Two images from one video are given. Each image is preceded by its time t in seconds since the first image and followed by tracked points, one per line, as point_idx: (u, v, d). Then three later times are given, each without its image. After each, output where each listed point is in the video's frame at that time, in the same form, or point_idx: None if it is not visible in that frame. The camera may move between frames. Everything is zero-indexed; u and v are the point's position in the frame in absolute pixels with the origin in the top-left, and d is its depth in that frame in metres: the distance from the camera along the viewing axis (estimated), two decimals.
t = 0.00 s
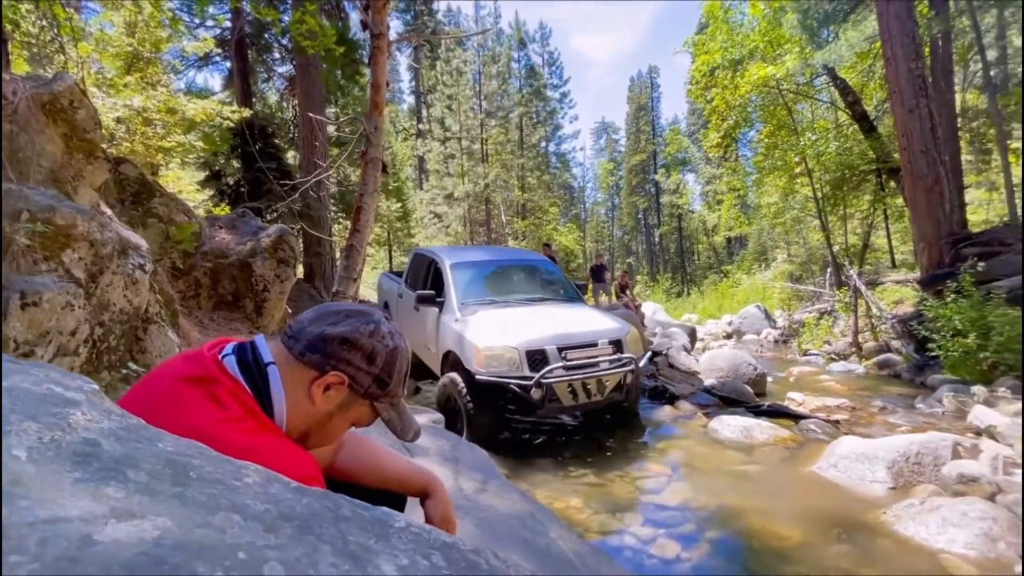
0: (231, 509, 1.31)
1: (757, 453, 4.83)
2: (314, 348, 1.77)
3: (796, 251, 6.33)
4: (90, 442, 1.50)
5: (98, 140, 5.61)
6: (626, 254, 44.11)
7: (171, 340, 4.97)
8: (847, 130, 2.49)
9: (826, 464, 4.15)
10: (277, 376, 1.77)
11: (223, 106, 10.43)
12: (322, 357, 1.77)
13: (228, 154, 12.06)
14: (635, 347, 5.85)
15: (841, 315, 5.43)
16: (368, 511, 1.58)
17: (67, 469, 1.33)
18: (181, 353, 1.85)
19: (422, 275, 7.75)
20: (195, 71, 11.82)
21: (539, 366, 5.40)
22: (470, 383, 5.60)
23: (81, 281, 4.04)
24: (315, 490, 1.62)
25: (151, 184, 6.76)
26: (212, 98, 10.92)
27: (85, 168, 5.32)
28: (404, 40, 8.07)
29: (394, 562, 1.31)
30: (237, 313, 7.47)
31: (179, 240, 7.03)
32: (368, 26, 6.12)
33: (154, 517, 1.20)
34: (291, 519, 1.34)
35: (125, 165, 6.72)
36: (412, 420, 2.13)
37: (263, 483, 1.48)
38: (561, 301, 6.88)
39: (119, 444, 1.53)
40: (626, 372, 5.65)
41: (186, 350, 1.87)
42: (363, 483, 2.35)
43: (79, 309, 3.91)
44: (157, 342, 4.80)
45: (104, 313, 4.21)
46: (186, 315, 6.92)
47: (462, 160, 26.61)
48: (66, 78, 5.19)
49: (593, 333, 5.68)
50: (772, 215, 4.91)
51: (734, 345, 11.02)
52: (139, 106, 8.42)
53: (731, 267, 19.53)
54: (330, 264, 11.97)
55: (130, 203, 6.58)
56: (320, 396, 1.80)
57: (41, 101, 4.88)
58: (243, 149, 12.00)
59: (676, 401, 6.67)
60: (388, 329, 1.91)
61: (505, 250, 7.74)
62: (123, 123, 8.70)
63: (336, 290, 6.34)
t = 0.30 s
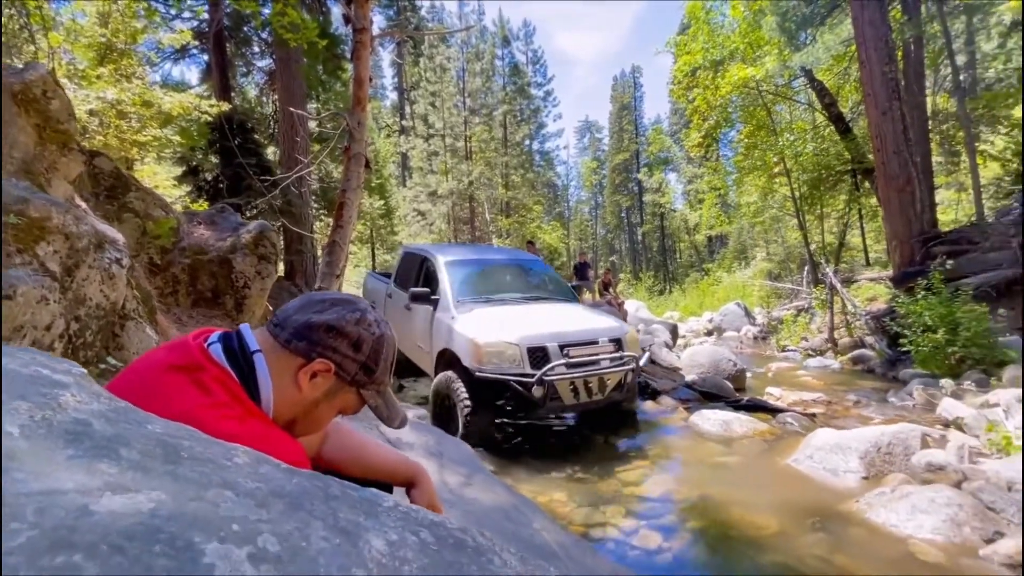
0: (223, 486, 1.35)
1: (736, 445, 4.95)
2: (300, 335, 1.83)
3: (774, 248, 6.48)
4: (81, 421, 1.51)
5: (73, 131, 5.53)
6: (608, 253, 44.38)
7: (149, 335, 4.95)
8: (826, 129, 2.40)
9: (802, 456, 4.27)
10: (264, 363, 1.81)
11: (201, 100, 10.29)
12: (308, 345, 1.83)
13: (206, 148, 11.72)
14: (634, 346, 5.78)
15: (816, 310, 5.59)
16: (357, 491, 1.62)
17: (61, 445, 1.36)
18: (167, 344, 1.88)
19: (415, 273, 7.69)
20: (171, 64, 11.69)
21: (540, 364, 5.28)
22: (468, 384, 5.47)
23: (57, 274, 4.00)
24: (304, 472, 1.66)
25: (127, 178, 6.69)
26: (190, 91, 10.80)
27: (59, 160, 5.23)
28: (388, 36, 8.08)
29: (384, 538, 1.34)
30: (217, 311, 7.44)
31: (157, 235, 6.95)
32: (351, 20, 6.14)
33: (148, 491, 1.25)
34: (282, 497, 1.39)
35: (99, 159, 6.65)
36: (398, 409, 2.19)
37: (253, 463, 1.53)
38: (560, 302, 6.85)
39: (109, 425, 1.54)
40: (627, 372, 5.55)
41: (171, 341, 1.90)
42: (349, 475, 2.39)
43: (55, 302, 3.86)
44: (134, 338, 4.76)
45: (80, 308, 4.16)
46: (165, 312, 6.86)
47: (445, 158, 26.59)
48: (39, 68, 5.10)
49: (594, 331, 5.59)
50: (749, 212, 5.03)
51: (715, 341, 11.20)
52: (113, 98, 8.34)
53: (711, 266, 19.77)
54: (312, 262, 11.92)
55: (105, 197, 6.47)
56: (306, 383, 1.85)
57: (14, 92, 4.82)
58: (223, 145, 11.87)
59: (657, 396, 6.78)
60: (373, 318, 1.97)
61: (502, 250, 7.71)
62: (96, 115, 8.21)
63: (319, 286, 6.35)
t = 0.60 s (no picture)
0: (217, 461, 1.39)
1: (717, 438, 5.07)
2: (288, 321, 1.86)
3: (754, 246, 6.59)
4: (70, 398, 1.52)
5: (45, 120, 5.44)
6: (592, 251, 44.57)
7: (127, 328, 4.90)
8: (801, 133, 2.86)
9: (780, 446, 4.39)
10: (251, 349, 1.83)
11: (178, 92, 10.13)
12: (296, 330, 1.86)
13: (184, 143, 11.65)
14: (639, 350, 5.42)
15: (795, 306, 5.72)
16: (349, 471, 1.69)
17: (51, 420, 1.37)
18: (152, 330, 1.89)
19: (405, 272, 7.26)
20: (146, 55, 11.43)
21: (545, 371, 4.89)
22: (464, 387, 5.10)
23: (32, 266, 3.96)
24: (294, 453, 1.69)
25: (101, 170, 6.63)
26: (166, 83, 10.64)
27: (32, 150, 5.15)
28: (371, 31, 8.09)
29: (376, 514, 1.41)
30: (196, 306, 7.40)
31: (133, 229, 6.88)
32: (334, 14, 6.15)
33: (142, 463, 1.27)
34: (275, 474, 1.43)
35: (72, 150, 6.56)
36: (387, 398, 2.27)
37: (244, 442, 1.56)
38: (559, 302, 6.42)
39: (98, 402, 1.56)
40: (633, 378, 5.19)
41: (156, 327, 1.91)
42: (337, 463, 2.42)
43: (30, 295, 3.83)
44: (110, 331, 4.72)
45: (55, 300, 4.13)
46: (142, 307, 6.80)
47: (429, 155, 26.52)
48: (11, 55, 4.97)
49: (599, 335, 5.21)
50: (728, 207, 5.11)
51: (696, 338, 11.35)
52: (85, 90, 8.12)
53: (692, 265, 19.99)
54: (293, 259, 11.86)
55: (79, 189, 6.38)
56: (294, 368, 1.87)
57: None
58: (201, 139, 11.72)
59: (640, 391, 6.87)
60: (360, 304, 2.01)
61: (497, 249, 7.28)
62: (67, 106, 7.96)
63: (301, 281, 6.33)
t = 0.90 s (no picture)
0: (207, 444, 1.40)
1: (700, 432, 5.16)
2: (275, 311, 1.88)
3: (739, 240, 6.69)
4: (56, 382, 1.52)
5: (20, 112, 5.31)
6: (577, 248, 44.73)
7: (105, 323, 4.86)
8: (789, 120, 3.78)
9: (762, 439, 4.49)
10: (238, 338, 1.84)
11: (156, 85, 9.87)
12: (284, 319, 1.88)
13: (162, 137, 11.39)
14: (631, 345, 5.27)
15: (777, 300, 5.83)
16: (339, 456, 1.71)
17: (39, 402, 1.37)
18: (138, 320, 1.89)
19: (388, 274, 7.10)
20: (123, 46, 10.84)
21: (539, 373, 4.73)
22: (455, 390, 5.00)
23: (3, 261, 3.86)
24: (281, 439, 1.72)
25: (75, 163, 6.42)
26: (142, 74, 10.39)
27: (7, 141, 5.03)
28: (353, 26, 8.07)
29: (368, 496, 1.46)
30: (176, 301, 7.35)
31: (109, 222, 6.82)
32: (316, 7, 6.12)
33: (133, 445, 1.29)
34: (265, 457, 1.45)
35: (45, 141, 6.33)
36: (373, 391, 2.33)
37: (234, 427, 1.59)
38: (549, 299, 6.30)
39: (85, 387, 1.56)
40: (628, 374, 5.04)
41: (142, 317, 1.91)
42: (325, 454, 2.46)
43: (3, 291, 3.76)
44: (84, 328, 4.68)
45: (29, 296, 4.05)
46: (119, 305, 6.70)
47: (413, 151, 26.38)
48: None
49: (592, 332, 5.05)
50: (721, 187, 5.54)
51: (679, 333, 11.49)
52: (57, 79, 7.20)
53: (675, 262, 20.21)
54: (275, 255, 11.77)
55: (52, 181, 6.21)
56: (283, 358, 1.90)
57: None
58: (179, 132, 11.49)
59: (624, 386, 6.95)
60: (347, 295, 2.05)
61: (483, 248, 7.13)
62: (37, 98, 6.62)
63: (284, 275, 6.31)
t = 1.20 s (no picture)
0: (195, 437, 1.41)
1: (683, 427, 5.24)
2: (262, 306, 1.89)
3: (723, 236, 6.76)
4: (39, 376, 1.52)
5: None
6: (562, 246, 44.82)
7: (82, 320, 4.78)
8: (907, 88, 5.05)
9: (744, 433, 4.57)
10: (224, 333, 1.85)
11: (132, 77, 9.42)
12: (270, 315, 1.89)
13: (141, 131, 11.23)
14: (628, 338, 5.06)
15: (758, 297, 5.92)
16: (326, 450, 1.73)
17: (22, 397, 1.37)
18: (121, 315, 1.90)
19: (379, 271, 6.94)
20: (98, 38, 10.75)
21: (535, 367, 4.50)
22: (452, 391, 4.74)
23: None
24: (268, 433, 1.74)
25: (49, 157, 6.11)
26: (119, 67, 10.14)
27: None
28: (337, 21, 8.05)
29: (356, 488, 1.49)
30: (156, 298, 7.26)
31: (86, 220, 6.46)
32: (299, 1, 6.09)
33: (121, 438, 1.29)
34: (254, 449, 1.48)
35: (16, 134, 6.04)
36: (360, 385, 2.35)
37: (221, 421, 1.60)
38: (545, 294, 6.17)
39: (70, 380, 1.56)
40: (626, 367, 4.83)
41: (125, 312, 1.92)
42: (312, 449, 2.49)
43: None
44: (60, 325, 4.61)
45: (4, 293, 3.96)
46: (98, 302, 6.61)
47: (399, 148, 26.27)
48: None
49: (589, 324, 4.84)
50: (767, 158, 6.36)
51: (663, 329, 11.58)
52: (30, 71, 6.87)
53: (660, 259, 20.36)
54: (257, 253, 11.67)
55: (25, 175, 5.88)
56: (269, 353, 1.91)
57: None
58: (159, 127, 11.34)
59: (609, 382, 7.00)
60: (335, 291, 2.07)
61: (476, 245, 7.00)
62: (12, 90, 6.65)
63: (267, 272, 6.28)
